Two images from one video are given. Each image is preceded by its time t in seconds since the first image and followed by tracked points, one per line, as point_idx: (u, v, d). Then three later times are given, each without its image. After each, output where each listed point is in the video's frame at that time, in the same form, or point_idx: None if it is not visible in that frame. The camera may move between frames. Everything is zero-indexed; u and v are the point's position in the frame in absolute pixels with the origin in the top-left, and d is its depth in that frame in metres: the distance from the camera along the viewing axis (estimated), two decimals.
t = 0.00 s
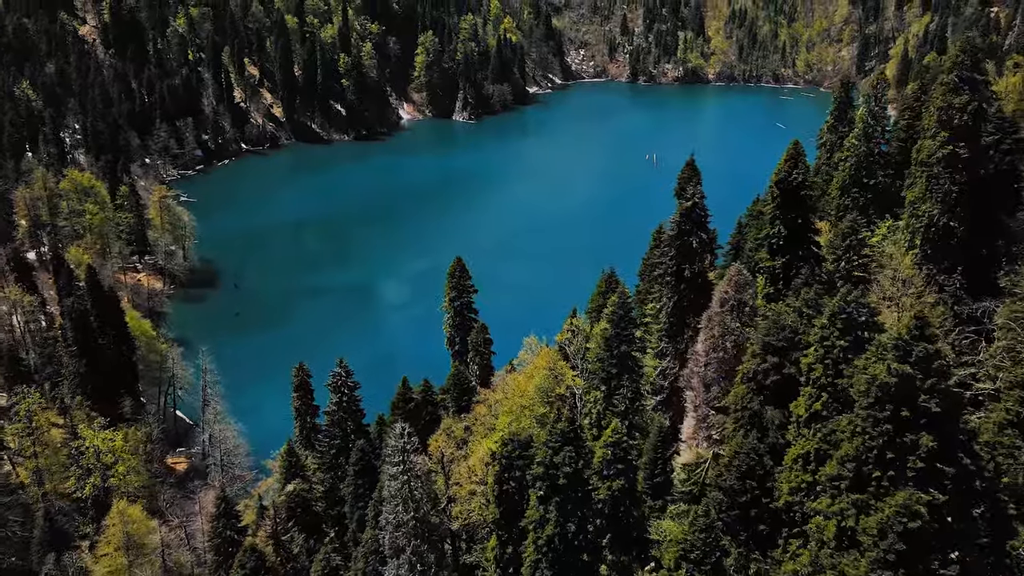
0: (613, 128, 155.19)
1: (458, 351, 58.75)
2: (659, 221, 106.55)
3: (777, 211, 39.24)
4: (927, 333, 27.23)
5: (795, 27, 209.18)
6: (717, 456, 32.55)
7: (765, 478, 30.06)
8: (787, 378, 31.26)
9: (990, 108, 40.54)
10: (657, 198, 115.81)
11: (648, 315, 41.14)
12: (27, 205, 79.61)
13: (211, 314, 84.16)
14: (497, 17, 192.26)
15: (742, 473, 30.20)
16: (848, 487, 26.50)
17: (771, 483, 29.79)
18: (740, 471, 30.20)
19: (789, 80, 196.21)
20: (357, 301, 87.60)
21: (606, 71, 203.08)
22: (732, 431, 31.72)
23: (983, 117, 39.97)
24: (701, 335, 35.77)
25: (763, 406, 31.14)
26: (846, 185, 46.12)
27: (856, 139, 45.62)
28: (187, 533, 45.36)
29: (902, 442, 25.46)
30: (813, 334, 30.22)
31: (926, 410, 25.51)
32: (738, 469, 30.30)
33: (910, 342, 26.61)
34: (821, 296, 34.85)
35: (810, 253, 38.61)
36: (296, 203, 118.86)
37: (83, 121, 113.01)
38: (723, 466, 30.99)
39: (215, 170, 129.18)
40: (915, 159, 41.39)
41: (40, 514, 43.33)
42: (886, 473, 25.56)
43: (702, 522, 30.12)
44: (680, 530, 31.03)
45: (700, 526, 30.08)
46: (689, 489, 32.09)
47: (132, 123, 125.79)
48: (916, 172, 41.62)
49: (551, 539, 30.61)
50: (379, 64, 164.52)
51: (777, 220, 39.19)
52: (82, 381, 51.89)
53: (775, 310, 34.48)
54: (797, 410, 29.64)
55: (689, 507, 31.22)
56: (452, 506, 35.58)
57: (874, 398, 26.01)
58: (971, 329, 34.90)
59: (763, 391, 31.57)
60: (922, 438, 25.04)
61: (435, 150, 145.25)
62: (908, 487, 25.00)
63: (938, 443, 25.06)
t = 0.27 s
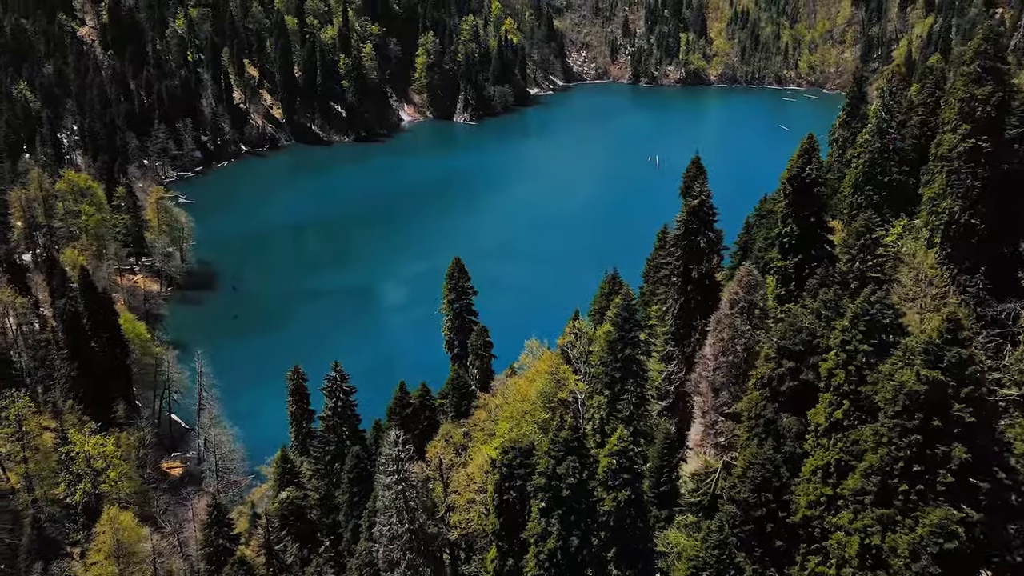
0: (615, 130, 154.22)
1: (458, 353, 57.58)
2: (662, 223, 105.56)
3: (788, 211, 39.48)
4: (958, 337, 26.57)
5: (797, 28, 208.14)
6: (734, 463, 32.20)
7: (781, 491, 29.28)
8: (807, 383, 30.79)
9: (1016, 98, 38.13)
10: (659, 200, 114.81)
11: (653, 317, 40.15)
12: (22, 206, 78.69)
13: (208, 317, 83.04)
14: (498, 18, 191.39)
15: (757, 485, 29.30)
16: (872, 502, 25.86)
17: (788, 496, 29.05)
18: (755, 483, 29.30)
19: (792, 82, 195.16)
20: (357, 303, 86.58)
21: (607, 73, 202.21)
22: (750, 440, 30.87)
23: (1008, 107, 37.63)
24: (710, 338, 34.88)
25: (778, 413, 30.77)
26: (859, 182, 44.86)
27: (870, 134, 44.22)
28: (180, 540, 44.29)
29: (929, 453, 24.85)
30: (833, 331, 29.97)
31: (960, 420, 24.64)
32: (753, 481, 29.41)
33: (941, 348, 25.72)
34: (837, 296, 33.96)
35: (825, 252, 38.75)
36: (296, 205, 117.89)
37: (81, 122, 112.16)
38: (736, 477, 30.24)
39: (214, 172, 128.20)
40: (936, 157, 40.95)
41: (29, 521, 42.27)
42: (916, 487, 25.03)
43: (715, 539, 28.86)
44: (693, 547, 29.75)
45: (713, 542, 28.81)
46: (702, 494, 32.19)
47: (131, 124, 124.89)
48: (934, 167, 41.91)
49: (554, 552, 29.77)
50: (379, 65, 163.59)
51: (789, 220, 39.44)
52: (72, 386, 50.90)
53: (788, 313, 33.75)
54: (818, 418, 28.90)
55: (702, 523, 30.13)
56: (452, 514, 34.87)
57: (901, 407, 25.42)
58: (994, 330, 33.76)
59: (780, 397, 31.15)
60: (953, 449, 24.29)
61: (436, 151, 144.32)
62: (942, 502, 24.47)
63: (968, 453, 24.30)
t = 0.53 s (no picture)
0: (616, 131, 153.39)
1: (457, 356, 56.67)
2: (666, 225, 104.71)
3: (800, 208, 38.25)
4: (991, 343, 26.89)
5: (800, 30, 207.31)
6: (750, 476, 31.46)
7: (799, 503, 28.61)
8: (825, 389, 30.50)
9: None
10: (661, 202, 113.91)
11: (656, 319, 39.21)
12: (18, 206, 77.92)
13: (206, 318, 82.07)
14: (499, 19, 190.72)
15: (772, 496, 28.52)
16: (898, 518, 25.84)
17: (806, 509, 28.41)
18: (769, 494, 28.52)
19: (794, 83, 194.13)
20: (356, 305, 85.66)
21: (609, 74, 201.55)
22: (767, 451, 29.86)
23: None
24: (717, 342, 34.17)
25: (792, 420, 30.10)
26: (872, 179, 44.08)
27: (884, 130, 44.11)
28: (173, 548, 43.29)
29: (964, 467, 24.78)
30: (859, 330, 29.63)
31: (995, 430, 24.81)
32: (768, 492, 28.61)
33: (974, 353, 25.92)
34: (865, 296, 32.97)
35: (839, 252, 37.39)
36: (295, 206, 117.04)
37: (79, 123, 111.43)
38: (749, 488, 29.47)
39: (213, 173, 127.36)
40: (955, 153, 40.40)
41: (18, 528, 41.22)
42: (947, 505, 24.93)
43: (729, 555, 28.24)
44: (705, 559, 28.94)
45: (727, 558, 28.18)
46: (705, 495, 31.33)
47: (129, 125, 124.05)
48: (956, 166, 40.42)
49: (555, 567, 28.31)
50: (380, 66, 162.80)
51: (801, 217, 38.13)
52: (66, 390, 50.16)
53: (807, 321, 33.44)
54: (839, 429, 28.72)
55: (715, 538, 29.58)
56: (449, 523, 34.02)
57: (937, 415, 25.26)
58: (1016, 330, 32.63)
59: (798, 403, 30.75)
60: (990, 462, 24.35)
61: (436, 153, 143.50)
62: (976, 520, 24.38)
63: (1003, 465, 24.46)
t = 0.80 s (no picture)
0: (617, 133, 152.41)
1: (456, 358, 55.70)
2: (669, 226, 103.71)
3: (812, 204, 37.22)
4: None
5: (801, 31, 206.29)
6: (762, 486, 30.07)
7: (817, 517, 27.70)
8: (843, 396, 30.81)
9: None
10: (663, 203, 112.89)
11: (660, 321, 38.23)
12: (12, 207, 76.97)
13: (203, 321, 81.02)
14: (500, 20, 189.94)
15: (789, 510, 27.29)
16: (925, 535, 26.05)
17: (823, 524, 27.95)
18: (786, 508, 27.30)
19: (796, 85, 193.04)
20: (355, 308, 84.65)
21: (609, 76, 200.58)
22: (785, 463, 28.52)
23: None
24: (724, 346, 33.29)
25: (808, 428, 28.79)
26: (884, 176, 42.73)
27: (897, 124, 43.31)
28: (165, 555, 42.35)
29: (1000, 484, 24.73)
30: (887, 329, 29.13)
31: None
32: (784, 507, 27.37)
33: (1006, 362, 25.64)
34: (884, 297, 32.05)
35: (853, 252, 36.49)
36: (294, 208, 116.05)
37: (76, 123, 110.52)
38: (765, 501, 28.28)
39: (211, 175, 126.43)
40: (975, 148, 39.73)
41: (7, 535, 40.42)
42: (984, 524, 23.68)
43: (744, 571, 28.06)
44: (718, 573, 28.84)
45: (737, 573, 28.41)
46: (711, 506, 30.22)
47: (127, 126, 123.06)
48: (976, 162, 39.49)
49: None
50: (379, 67, 161.85)
51: (814, 214, 37.09)
52: (56, 393, 49.42)
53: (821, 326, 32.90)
54: (860, 438, 28.81)
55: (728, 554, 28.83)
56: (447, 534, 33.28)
57: (974, 427, 25.29)
58: None
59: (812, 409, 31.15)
60: None
61: (436, 154, 142.56)
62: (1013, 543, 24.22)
63: None
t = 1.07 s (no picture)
0: (619, 135, 151.46)
1: (454, 362, 54.65)
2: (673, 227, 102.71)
3: (826, 200, 36.01)
4: None
5: (803, 32, 205.15)
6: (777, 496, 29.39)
7: (842, 538, 27.05)
8: (867, 404, 29.90)
9: None
10: (666, 204, 111.86)
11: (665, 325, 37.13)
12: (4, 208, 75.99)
13: (199, 324, 79.92)
14: (500, 21, 189.13)
15: (808, 527, 26.32)
16: (967, 561, 24.21)
17: (850, 544, 26.80)
18: (806, 525, 26.29)
19: (798, 86, 191.73)
20: (354, 310, 83.61)
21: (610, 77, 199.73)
22: (805, 476, 27.92)
23: None
24: (735, 350, 32.30)
25: (830, 439, 28.42)
26: (899, 173, 42.37)
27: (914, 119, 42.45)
28: (155, 564, 41.13)
29: None
30: (919, 330, 27.79)
31: None
32: (805, 524, 26.36)
33: None
34: (908, 299, 30.70)
35: (869, 252, 35.37)
36: (293, 209, 115.07)
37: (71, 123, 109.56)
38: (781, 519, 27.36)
39: (209, 176, 125.43)
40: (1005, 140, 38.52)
41: None
42: None
43: None
44: None
45: None
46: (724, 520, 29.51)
47: (124, 127, 122.06)
48: (1002, 156, 38.27)
49: None
50: (379, 69, 160.84)
51: (829, 211, 35.88)
52: (45, 397, 48.91)
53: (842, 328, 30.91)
54: (889, 450, 27.52)
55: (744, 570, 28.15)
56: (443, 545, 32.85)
57: (1007, 441, 23.80)
58: None
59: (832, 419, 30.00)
60: None
61: (436, 156, 141.59)
62: None
63: None
